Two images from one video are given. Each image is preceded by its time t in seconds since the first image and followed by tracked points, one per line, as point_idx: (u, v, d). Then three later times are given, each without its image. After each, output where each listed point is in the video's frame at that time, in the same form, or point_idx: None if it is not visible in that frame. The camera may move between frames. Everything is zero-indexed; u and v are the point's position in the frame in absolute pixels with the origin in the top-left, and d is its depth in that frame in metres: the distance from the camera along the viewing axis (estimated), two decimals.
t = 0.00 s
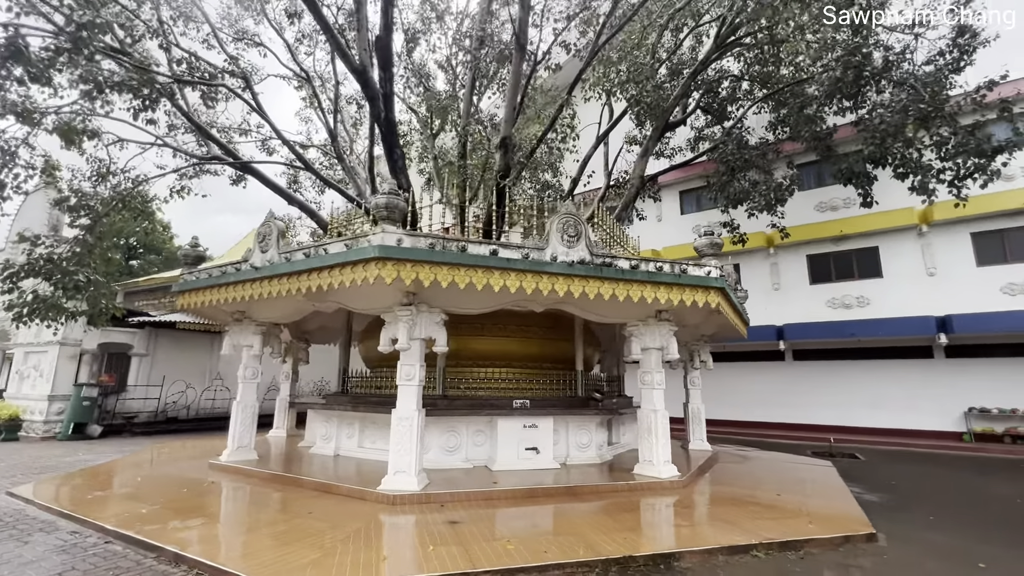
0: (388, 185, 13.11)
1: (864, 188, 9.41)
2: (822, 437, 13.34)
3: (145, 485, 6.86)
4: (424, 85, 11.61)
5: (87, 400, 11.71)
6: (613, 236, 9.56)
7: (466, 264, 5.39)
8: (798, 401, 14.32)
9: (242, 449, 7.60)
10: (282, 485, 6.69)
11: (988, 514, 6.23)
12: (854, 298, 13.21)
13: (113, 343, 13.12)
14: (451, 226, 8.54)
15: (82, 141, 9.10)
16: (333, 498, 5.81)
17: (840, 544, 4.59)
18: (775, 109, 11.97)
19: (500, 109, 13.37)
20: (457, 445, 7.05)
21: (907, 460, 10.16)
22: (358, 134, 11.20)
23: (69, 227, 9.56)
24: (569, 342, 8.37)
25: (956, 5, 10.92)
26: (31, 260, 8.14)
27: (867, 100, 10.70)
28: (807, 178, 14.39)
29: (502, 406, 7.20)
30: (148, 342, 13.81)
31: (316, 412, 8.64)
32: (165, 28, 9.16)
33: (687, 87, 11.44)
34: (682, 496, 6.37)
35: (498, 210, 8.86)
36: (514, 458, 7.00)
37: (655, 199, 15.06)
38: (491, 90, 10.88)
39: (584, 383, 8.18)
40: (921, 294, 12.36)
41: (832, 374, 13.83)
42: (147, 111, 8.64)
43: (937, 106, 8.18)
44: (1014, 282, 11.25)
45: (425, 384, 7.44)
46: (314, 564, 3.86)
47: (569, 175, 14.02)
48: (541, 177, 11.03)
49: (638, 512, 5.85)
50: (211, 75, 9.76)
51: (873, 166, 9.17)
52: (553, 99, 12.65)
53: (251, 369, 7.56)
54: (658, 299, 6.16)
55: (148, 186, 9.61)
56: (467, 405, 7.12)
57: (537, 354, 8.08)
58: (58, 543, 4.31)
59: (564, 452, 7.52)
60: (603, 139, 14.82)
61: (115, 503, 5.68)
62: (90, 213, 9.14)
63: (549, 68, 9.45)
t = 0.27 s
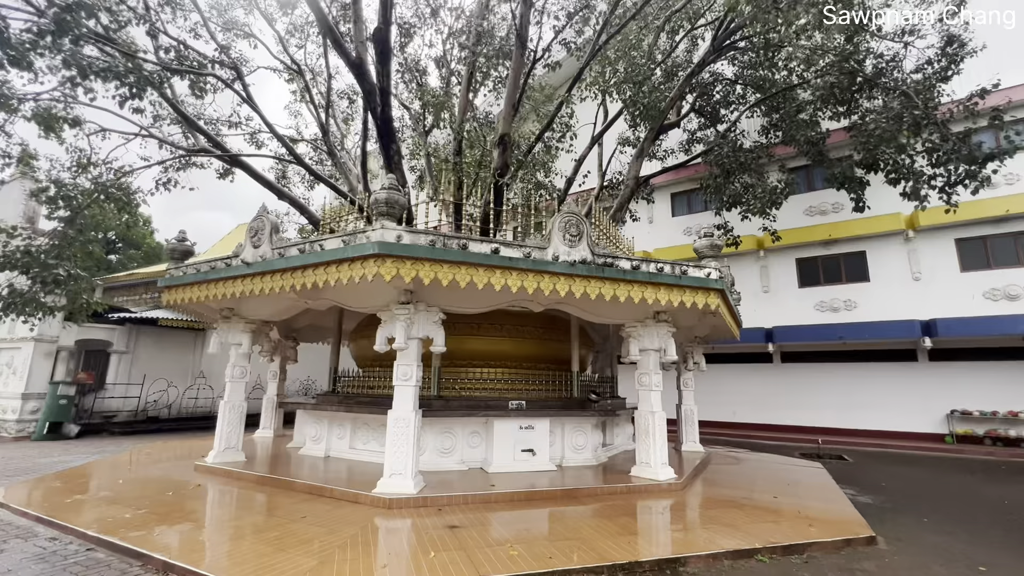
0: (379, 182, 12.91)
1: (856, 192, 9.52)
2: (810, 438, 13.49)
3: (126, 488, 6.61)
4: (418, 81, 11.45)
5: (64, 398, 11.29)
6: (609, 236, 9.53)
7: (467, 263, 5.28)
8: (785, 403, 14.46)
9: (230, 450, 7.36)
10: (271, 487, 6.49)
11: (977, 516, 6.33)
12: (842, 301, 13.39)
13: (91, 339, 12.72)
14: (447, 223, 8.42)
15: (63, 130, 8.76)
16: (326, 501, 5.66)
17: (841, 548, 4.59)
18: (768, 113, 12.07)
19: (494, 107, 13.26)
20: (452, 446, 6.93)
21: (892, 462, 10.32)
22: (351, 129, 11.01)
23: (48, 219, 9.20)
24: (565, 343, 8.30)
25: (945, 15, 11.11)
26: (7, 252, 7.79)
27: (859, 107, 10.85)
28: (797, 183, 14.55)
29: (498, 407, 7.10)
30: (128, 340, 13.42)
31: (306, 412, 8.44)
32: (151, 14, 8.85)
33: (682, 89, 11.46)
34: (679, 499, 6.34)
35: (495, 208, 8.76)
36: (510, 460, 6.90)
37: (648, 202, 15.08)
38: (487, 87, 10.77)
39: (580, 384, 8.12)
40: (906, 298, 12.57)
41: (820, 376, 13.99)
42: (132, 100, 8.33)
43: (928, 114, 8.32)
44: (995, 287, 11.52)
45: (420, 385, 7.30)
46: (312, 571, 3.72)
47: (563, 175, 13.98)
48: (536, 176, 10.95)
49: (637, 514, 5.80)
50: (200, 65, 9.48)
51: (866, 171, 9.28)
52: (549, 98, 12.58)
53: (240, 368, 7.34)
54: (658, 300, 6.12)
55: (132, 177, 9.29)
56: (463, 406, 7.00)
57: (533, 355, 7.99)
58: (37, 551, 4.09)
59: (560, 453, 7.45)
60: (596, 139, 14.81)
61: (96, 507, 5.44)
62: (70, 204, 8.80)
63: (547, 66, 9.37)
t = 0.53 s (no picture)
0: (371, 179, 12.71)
1: (848, 197, 9.60)
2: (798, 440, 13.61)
3: (107, 491, 6.35)
4: (412, 78, 11.30)
5: (41, 398, 10.87)
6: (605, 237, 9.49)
7: (467, 261, 5.17)
8: (774, 404, 14.57)
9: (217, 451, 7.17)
10: (260, 490, 6.30)
11: (967, 518, 6.40)
12: (831, 304, 13.54)
13: (69, 337, 12.34)
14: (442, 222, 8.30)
15: (43, 119, 8.45)
16: (318, 505, 5.49)
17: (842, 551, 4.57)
18: (761, 116, 12.16)
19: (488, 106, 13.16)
20: (446, 448, 6.80)
21: (881, 463, 10.42)
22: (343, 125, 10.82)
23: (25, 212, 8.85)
24: (561, 344, 8.23)
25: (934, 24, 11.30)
26: None
27: (850, 112, 10.98)
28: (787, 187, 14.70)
29: (493, 409, 7.00)
30: (108, 338, 13.03)
31: (295, 413, 8.24)
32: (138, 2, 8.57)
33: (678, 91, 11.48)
34: (676, 502, 6.29)
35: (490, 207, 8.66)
36: (506, 462, 6.79)
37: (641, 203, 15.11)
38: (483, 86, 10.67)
39: (575, 385, 8.05)
40: (894, 302, 12.74)
41: (808, 378, 14.13)
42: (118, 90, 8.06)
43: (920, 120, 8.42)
44: (979, 291, 11.74)
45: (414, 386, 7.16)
46: None
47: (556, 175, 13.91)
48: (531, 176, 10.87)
49: (635, 517, 5.75)
50: (188, 56, 9.22)
51: (858, 176, 9.37)
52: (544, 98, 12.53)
53: (227, 367, 7.13)
54: (657, 301, 6.08)
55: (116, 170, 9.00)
56: (458, 407, 6.88)
57: (528, 356, 7.90)
58: (13, 560, 3.88)
59: (555, 455, 7.36)
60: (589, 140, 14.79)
61: (75, 512, 5.20)
62: (49, 197, 8.49)
63: (544, 65, 9.30)
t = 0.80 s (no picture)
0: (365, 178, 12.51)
1: (845, 200, 9.63)
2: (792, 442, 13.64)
3: (89, 495, 6.09)
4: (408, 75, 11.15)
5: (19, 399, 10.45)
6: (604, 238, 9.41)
7: (470, 258, 5.03)
8: (767, 407, 14.59)
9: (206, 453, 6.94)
10: (251, 493, 6.08)
11: (966, 521, 6.40)
12: (824, 308, 13.61)
13: (48, 336, 11.97)
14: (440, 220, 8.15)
15: (25, 109, 8.15)
16: (312, 510, 5.30)
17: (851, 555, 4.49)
18: (757, 120, 12.20)
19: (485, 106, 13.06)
20: (444, 450, 6.64)
21: (875, 466, 10.45)
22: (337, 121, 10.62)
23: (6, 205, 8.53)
24: (560, 345, 8.12)
25: (927, 31, 11.44)
26: None
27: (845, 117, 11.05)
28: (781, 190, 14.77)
29: (492, 410, 6.86)
30: (91, 337, 12.66)
31: (286, 414, 8.01)
32: None
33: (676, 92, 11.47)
34: (679, 505, 6.20)
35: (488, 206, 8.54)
36: (505, 465, 6.65)
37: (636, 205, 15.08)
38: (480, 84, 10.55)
39: (574, 387, 7.94)
40: (886, 305, 12.83)
41: (801, 381, 14.18)
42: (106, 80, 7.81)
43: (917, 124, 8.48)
44: (970, 296, 11.86)
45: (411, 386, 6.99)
46: None
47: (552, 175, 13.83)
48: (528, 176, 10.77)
49: (638, 520, 5.64)
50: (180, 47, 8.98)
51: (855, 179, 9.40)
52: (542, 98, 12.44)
53: (217, 367, 6.91)
54: (661, 302, 5.99)
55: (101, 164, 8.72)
56: (456, 409, 6.72)
57: (527, 357, 7.77)
58: None
59: (554, 458, 7.23)
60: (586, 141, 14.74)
61: (56, 518, 4.95)
62: (31, 191, 8.20)
63: (544, 64, 9.22)
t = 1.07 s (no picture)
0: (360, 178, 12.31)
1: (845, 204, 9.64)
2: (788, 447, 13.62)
3: (75, 505, 5.83)
4: (406, 74, 11.00)
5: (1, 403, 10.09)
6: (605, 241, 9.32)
7: (477, 259, 4.89)
8: (764, 412, 14.58)
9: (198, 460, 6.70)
10: (246, 502, 5.87)
11: (971, 527, 6.37)
12: (821, 312, 13.63)
13: (31, 337, 11.64)
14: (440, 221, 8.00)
15: (10, 103, 7.87)
16: (312, 520, 5.11)
17: (867, 565, 4.40)
18: (756, 124, 12.21)
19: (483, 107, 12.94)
20: (445, 457, 6.48)
21: (874, 471, 10.43)
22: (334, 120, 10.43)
23: None
24: (562, 349, 7.99)
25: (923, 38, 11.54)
26: None
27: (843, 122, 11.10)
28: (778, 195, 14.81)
29: (494, 416, 6.70)
30: (76, 339, 12.31)
31: (281, 419, 7.79)
32: None
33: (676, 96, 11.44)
34: (685, 513, 6.08)
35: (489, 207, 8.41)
36: (508, 471, 6.50)
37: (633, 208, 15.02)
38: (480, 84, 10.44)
39: (576, 392, 7.82)
40: (882, 310, 12.88)
41: (797, 385, 14.18)
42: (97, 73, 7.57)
43: (917, 129, 8.50)
44: (965, 301, 11.95)
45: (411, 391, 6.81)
46: None
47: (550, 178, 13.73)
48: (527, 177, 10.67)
49: (647, 529, 5.51)
50: (174, 41, 8.75)
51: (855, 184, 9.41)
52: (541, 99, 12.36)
53: (211, 370, 6.69)
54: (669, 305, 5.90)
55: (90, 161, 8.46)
56: (458, 414, 6.56)
57: (528, 361, 7.63)
58: None
59: (557, 464, 7.09)
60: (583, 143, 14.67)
61: (41, 530, 4.71)
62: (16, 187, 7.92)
63: (546, 65, 9.12)
